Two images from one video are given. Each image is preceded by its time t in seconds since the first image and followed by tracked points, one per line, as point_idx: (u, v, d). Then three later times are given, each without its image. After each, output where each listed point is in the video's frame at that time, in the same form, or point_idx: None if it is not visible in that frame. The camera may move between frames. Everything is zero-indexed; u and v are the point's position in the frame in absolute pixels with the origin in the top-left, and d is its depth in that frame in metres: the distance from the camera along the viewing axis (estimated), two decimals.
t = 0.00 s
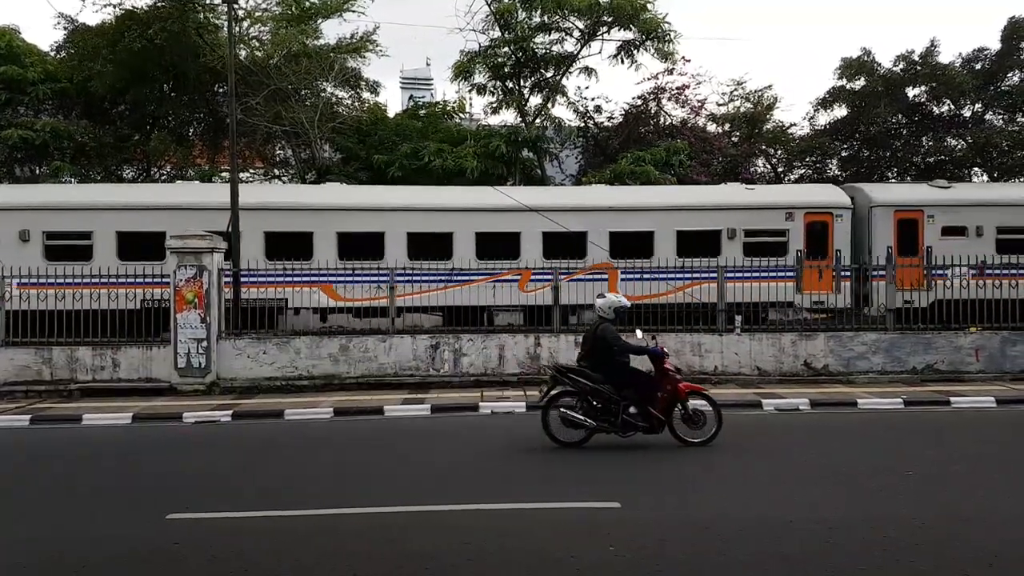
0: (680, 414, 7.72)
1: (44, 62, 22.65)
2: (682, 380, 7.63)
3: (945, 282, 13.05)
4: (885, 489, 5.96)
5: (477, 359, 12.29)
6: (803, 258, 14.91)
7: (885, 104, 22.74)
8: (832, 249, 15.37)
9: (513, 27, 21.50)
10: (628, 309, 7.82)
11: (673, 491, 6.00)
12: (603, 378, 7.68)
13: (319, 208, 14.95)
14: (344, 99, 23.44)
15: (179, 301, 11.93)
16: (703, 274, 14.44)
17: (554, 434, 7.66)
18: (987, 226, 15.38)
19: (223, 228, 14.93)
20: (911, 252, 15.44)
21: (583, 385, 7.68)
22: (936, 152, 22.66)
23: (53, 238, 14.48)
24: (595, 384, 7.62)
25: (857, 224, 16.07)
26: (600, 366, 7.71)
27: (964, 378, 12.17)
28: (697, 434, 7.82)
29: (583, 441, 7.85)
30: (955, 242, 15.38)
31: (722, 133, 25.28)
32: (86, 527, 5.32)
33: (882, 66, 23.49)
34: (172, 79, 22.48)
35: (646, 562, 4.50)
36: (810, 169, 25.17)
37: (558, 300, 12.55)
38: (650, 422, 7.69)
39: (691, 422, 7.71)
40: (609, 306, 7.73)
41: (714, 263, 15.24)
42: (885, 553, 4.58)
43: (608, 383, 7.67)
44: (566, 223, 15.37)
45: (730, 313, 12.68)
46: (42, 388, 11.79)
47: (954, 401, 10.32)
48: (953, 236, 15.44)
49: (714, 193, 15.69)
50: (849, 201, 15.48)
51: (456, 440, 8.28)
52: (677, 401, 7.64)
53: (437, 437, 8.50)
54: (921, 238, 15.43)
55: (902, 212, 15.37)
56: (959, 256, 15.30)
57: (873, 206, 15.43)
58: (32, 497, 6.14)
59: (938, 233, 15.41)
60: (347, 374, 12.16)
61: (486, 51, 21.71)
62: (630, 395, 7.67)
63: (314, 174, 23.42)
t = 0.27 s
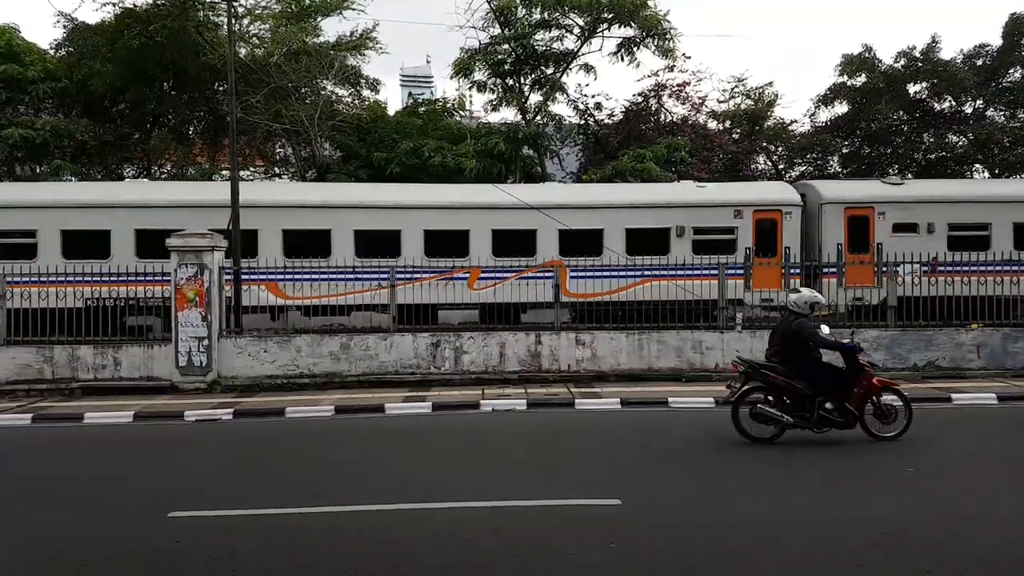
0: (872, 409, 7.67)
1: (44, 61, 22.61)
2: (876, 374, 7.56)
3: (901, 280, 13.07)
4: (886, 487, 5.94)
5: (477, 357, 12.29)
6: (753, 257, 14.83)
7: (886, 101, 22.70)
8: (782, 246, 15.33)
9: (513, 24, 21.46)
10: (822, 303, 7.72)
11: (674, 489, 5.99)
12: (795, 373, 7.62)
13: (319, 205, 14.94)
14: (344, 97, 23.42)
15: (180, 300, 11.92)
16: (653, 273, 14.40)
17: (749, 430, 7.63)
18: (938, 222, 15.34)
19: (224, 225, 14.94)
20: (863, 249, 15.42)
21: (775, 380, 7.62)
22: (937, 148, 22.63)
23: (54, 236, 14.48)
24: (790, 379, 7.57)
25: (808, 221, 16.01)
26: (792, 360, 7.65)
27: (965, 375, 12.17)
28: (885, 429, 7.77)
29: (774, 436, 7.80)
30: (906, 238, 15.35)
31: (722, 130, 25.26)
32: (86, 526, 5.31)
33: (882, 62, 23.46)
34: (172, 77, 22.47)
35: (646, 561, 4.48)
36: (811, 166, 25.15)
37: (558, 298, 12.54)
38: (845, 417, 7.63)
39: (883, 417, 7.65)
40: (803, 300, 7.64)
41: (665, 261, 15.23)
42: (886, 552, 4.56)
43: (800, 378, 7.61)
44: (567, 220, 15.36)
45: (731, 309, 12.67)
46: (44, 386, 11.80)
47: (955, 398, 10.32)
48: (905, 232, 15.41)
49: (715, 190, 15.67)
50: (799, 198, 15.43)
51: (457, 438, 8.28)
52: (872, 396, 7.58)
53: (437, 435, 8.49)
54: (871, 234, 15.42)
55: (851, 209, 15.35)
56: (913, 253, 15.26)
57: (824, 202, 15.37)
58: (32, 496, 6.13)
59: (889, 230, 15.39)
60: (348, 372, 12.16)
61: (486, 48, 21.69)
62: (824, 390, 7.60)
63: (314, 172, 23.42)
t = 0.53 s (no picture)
0: None
1: (44, 60, 22.57)
2: None
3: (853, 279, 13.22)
4: (886, 486, 5.94)
5: (478, 356, 12.30)
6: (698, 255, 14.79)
7: (886, 99, 22.69)
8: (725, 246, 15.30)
9: (513, 22, 21.43)
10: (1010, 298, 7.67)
11: (674, 488, 5.98)
12: (983, 367, 7.61)
13: (319, 204, 14.94)
14: (344, 96, 23.41)
15: (180, 299, 11.91)
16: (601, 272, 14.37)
17: (934, 425, 7.66)
18: (889, 220, 15.32)
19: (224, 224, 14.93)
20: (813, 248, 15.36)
21: (963, 374, 7.62)
22: (938, 146, 22.62)
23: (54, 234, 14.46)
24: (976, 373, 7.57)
25: (757, 220, 15.96)
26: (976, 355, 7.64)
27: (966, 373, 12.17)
28: None
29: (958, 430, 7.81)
30: (855, 237, 15.32)
31: (722, 128, 25.25)
32: (86, 526, 5.30)
33: (882, 61, 23.45)
34: (172, 76, 22.45)
35: (646, 561, 4.47)
36: (811, 164, 25.14)
37: (558, 297, 12.53)
38: None
39: None
40: (993, 295, 7.59)
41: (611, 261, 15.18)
42: (886, 551, 4.55)
43: (988, 372, 7.59)
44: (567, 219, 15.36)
45: (731, 307, 12.67)
46: (44, 385, 11.81)
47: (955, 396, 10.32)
48: (854, 231, 15.40)
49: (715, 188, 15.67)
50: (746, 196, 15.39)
51: (458, 436, 8.28)
52: None
53: (438, 434, 8.50)
54: (821, 233, 15.39)
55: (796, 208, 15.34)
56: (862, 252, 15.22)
57: (772, 201, 15.35)
58: (33, 496, 6.13)
59: (838, 228, 15.37)
60: (349, 371, 12.16)
61: (486, 47, 21.67)
62: (1011, 384, 7.57)
63: (314, 170, 23.42)
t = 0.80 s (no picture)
0: None
1: (44, 59, 22.54)
2: None
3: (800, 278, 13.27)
4: (888, 485, 5.91)
5: (479, 354, 12.29)
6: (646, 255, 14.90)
7: (887, 97, 22.66)
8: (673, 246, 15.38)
9: (513, 20, 21.40)
10: None
11: (674, 487, 5.97)
12: None
13: (320, 203, 14.95)
14: (345, 95, 23.41)
15: (181, 297, 11.91)
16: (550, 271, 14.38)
17: None
18: (837, 220, 15.36)
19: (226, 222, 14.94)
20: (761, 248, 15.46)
21: None
22: (938, 145, 22.60)
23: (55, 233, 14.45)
24: None
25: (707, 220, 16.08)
26: None
27: (967, 371, 12.16)
28: None
29: None
30: (803, 236, 15.39)
31: (723, 127, 25.23)
32: (87, 525, 5.30)
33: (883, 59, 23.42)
34: (172, 74, 22.44)
35: (647, 561, 4.45)
36: (812, 163, 25.12)
37: (559, 296, 12.51)
38: None
39: None
40: None
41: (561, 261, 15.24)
42: (888, 551, 4.53)
43: None
44: (567, 217, 15.39)
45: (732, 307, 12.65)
46: (45, 384, 11.81)
47: (956, 395, 10.31)
48: (802, 231, 15.46)
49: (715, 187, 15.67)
50: (694, 196, 15.48)
51: (458, 435, 8.27)
52: None
53: (438, 433, 8.49)
54: (769, 232, 15.47)
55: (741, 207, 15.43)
56: (808, 252, 15.27)
57: (721, 201, 15.54)
58: (34, 494, 6.13)
59: (787, 227, 15.42)
60: (349, 370, 12.16)
61: (487, 45, 21.66)
62: None
63: (315, 169, 23.42)
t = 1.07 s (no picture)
0: None
1: (46, 57, 22.57)
2: None
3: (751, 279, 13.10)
4: (887, 485, 5.93)
5: (480, 354, 12.32)
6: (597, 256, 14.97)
7: (887, 97, 22.67)
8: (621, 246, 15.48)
9: (514, 19, 21.41)
10: None
11: (675, 487, 5.98)
12: None
13: (322, 202, 15.01)
14: (346, 93, 23.46)
15: (182, 296, 11.94)
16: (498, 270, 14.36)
17: None
18: (787, 221, 15.41)
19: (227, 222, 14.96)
20: (709, 248, 15.56)
21: None
22: (939, 145, 22.62)
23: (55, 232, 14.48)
24: None
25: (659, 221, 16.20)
26: None
27: (967, 371, 12.17)
28: None
29: None
30: (752, 237, 15.46)
31: (724, 126, 25.25)
32: (90, 525, 5.31)
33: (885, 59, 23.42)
34: (174, 73, 22.46)
35: (647, 561, 4.46)
36: (813, 162, 25.14)
37: (561, 295, 12.54)
38: None
39: None
40: None
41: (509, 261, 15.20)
42: (889, 551, 4.54)
43: None
44: (567, 216, 15.44)
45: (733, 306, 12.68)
46: (46, 383, 11.83)
47: (957, 394, 10.32)
48: (751, 231, 15.53)
49: (716, 186, 15.69)
50: (642, 196, 15.55)
51: (459, 435, 8.29)
52: None
53: (439, 432, 8.52)
54: (717, 233, 15.57)
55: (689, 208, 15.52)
56: (756, 252, 15.33)
57: (670, 201, 15.61)
58: (35, 494, 6.16)
59: (735, 228, 15.51)
60: (351, 369, 12.18)
61: (488, 44, 21.67)
62: None
63: (316, 168, 23.47)
